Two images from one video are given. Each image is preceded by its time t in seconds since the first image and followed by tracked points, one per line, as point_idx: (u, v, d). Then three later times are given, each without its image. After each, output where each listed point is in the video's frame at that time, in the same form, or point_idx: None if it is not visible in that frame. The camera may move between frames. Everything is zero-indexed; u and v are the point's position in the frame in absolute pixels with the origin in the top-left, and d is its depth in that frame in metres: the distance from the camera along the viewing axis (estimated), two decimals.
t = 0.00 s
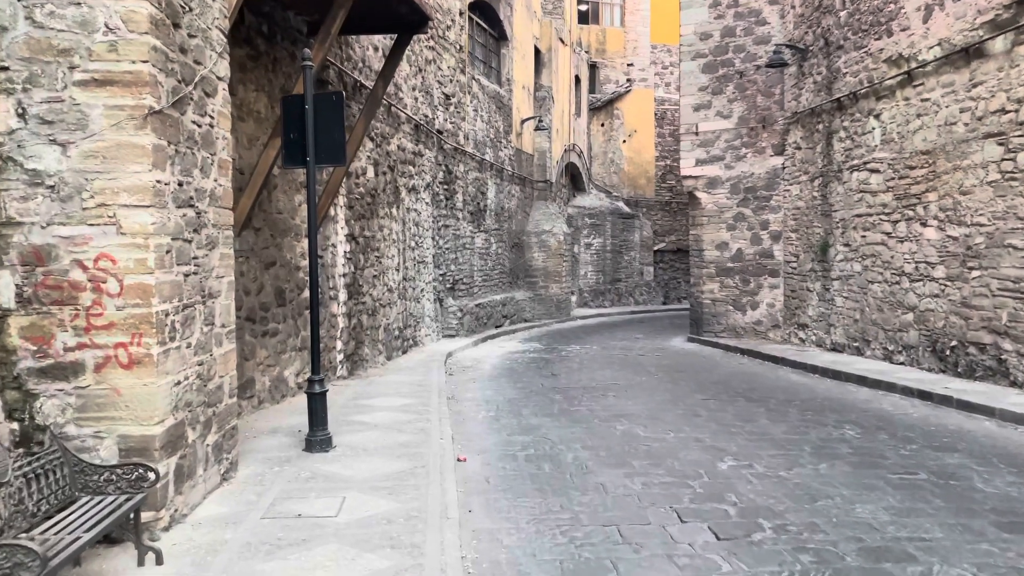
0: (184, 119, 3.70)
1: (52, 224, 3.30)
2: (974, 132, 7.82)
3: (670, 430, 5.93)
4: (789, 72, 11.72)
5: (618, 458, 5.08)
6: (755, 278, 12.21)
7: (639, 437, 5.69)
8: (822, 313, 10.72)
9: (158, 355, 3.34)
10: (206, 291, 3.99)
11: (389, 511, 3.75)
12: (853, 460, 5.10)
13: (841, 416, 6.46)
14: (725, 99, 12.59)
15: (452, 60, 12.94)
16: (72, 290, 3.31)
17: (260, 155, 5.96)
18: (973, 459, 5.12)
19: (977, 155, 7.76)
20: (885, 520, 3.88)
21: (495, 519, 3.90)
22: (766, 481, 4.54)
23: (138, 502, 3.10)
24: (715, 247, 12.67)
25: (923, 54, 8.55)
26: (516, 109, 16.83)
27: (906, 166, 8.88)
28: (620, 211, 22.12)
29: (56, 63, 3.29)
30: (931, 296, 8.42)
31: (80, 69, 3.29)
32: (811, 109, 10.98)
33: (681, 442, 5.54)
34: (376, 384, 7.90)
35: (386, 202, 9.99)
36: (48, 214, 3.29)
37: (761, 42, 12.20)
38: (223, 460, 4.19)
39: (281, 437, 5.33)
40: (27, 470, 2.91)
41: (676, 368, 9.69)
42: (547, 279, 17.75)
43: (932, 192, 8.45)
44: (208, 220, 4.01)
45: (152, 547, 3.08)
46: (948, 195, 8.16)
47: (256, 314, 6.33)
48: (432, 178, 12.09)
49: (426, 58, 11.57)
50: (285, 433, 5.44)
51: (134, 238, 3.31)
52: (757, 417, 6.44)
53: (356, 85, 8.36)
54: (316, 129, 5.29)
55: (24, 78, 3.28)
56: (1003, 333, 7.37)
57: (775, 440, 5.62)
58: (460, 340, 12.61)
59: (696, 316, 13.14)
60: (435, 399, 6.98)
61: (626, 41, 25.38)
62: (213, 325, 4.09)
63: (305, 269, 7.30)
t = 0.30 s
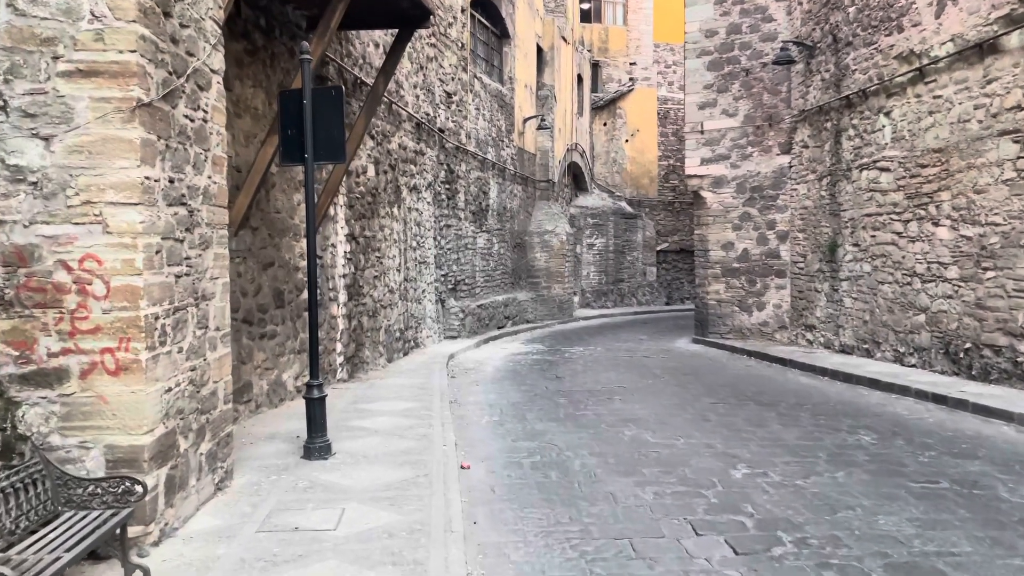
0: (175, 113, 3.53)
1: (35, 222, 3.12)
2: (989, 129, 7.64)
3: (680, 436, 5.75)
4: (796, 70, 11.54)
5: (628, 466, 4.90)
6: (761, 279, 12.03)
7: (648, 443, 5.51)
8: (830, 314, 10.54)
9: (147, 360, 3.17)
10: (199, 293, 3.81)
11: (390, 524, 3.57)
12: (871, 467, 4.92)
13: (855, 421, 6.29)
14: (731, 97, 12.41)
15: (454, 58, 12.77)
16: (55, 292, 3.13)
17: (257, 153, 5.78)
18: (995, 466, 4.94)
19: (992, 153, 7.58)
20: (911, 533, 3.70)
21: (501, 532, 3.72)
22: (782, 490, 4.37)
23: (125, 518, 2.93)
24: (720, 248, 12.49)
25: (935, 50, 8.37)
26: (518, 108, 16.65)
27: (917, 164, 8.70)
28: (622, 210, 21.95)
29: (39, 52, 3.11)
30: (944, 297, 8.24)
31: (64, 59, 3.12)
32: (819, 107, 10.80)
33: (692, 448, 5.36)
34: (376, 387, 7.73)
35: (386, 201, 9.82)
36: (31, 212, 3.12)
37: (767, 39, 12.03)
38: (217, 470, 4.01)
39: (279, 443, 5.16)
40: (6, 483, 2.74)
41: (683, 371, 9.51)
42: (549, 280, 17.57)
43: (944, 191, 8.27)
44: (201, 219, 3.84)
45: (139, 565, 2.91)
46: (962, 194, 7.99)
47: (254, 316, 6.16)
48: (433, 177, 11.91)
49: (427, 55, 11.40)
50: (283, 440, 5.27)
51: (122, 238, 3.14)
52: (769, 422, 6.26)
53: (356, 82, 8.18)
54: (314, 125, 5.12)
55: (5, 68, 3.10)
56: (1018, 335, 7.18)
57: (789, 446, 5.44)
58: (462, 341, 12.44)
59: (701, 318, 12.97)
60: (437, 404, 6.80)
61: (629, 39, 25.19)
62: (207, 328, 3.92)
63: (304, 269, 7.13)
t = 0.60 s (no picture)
0: (165, 107, 3.35)
1: (16, 222, 2.93)
2: (1004, 127, 7.45)
3: (690, 443, 5.57)
4: (804, 68, 11.35)
5: (638, 475, 4.72)
6: (768, 280, 11.85)
7: (657, 451, 5.33)
8: (839, 317, 10.36)
9: (134, 368, 2.99)
10: (192, 296, 3.64)
11: (392, 541, 3.39)
12: (891, 477, 4.74)
13: (870, 427, 6.11)
14: (736, 95, 12.24)
15: (456, 56, 12.60)
16: (36, 296, 2.95)
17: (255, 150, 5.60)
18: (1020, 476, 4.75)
19: (1008, 151, 7.39)
20: (939, 549, 3.52)
21: (509, 548, 3.54)
22: (801, 502, 4.19)
23: (109, 537, 2.78)
24: (726, 248, 12.32)
25: (948, 47, 8.18)
26: (520, 108, 16.48)
27: (930, 163, 8.51)
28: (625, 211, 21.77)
29: (20, 42, 2.93)
30: (958, 299, 8.06)
31: (47, 49, 2.94)
32: (827, 105, 10.62)
33: (704, 457, 5.18)
34: (377, 392, 7.54)
35: (388, 201, 9.64)
36: (11, 211, 2.93)
37: (774, 37, 11.84)
38: (210, 481, 3.83)
39: (275, 452, 4.98)
40: None
41: (689, 374, 9.32)
42: (552, 280, 17.40)
43: (958, 191, 8.09)
44: (193, 219, 3.65)
45: None
46: (976, 193, 7.80)
47: (251, 319, 5.98)
48: (435, 177, 11.73)
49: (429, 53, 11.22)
50: (281, 447, 5.09)
51: (108, 238, 2.96)
52: (782, 428, 6.08)
53: (357, 79, 8.00)
54: (314, 121, 4.94)
55: None
56: None
57: (803, 454, 5.26)
58: (464, 343, 12.26)
59: (706, 319, 12.79)
60: (439, 409, 6.61)
61: (632, 38, 24.97)
62: (200, 333, 3.74)
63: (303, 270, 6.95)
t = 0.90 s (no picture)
0: (151, 100, 3.17)
1: None
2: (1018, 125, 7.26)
3: (699, 451, 5.39)
4: (810, 66, 11.18)
5: (647, 485, 4.54)
6: (774, 281, 11.67)
7: (666, 459, 5.15)
8: (846, 319, 10.18)
9: (117, 376, 2.81)
10: (181, 300, 3.46)
11: (391, 558, 3.20)
12: (909, 486, 4.56)
13: (883, 433, 5.92)
14: (741, 94, 12.08)
15: (457, 55, 12.44)
16: (10, 299, 2.78)
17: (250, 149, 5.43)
18: None
19: (1022, 149, 7.20)
20: (966, 566, 3.34)
21: (514, 565, 3.36)
22: (818, 514, 4.01)
23: (87, 558, 2.63)
24: (731, 249, 12.15)
25: (960, 43, 8.00)
26: (522, 107, 16.32)
27: (941, 162, 8.33)
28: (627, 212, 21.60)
29: None
30: (970, 301, 7.88)
31: (23, 38, 2.77)
32: (834, 103, 10.44)
33: (714, 465, 5.00)
34: (376, 396, 7.37)
35: (387, 201, 9.47)
36: None
37: (779, 35, 11.68)
38: (200, 493, 3.66)
39: (270, 460, 4.80)
40: None
41: (695, 377, 9.15)
42: (553, 282, 17.23)
43: (970, 190, 7.91)
44: (182, 218, 3.48)
45: None
46: (990, 193, 7.63)
47: (246, 322, 5.80)
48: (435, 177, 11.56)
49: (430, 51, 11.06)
50: (275, 455, 4.91)
51: (88, 238, 2.78)
52: (793, 434, 5.90)
53: (356, 76, 7.83)
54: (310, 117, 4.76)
55: None
56: None
57: (817, 462, 5.08)
58: (465, 346, 12.08)
59: (710, 321, 12.62)
60: (440, 414, 6.43)
61: (634, 37, 24.85)
62: (190, 338, 3.56)
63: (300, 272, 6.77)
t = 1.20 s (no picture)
0: (132, 87, 2.98)
1: None
2: None
3: (708, 457, 5.19)
4: (817, 62, 10.99)
5: (656, 494, 4.34)
6: (779, 281, 11.48)
7: (674, 465, 4.95)
8: (854, 320, 9.99)
9: (92, 382, 2.62)
10: (165, 301, 3.27)
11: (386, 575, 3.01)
12: (929, 495, 4.36)
13: (898, 439, 5.72)
14: (746, 92, 11.89)
15: (458, 52, 12.25)
16: None
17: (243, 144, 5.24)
18: None
19: None
20: None
21: None
22: (836, 525, 3.81)
23: None
24: (736, 249, 11.97)
25: (972, 38, 7.80)
26: (523, 106, 16.14)
27: (953, 160, 8.14)
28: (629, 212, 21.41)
29: None
30: (983, 301, 7.68)
31: None
32: (842, 101, 10.25)
33: (725, 472, 4.80)
34: (375, 399, 7.18)
35: (387, 200, 9.29)
36: None
37: (785, 31, 11.49)
38: (185, 504, 3.47)
39: (262, 467, 4.60)
40: None
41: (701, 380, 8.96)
42: (555, 282, 17.04)
43: (983, 188, 7.71)
44: (166, 214, 3.29)
45: None
46: (1004, 191, 7.43)
47: (239, 323, 5.62)
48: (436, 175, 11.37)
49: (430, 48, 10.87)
50: (267, 463, 4.71)
51: (61, 233, 2.59)
52: (805, 440, 5.70)
53: (354, 71, 7.64)
54: (303, 109, 4.57)
55: None
56: None
57: (832, 469, 4.88)
58: (466, 348, 11.89)
59: (715, 323, 12.44)
60: (439, 418, 6.23)
61: (636, 36, 24.72)
62: (175, 341, 3.37)
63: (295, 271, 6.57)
